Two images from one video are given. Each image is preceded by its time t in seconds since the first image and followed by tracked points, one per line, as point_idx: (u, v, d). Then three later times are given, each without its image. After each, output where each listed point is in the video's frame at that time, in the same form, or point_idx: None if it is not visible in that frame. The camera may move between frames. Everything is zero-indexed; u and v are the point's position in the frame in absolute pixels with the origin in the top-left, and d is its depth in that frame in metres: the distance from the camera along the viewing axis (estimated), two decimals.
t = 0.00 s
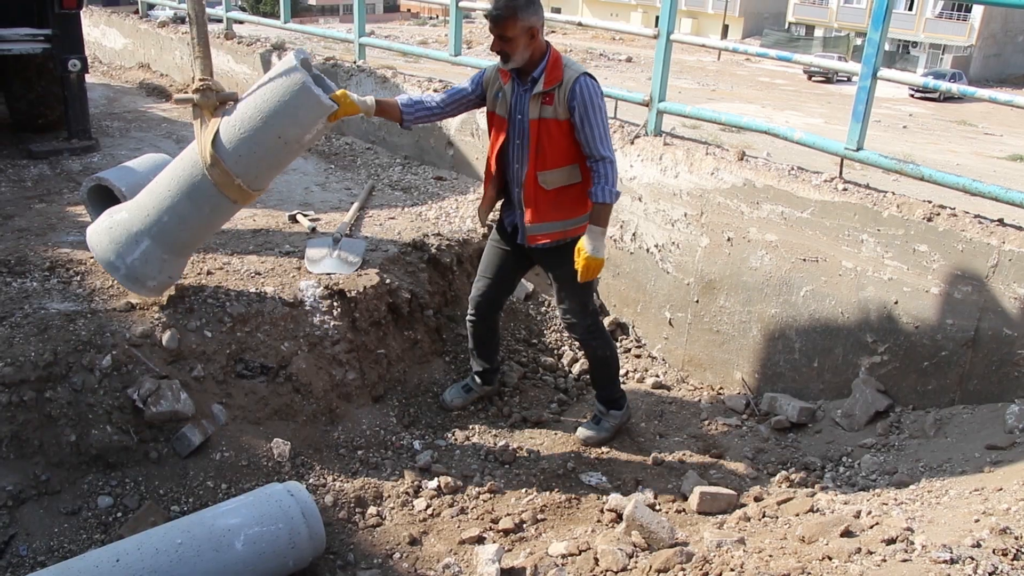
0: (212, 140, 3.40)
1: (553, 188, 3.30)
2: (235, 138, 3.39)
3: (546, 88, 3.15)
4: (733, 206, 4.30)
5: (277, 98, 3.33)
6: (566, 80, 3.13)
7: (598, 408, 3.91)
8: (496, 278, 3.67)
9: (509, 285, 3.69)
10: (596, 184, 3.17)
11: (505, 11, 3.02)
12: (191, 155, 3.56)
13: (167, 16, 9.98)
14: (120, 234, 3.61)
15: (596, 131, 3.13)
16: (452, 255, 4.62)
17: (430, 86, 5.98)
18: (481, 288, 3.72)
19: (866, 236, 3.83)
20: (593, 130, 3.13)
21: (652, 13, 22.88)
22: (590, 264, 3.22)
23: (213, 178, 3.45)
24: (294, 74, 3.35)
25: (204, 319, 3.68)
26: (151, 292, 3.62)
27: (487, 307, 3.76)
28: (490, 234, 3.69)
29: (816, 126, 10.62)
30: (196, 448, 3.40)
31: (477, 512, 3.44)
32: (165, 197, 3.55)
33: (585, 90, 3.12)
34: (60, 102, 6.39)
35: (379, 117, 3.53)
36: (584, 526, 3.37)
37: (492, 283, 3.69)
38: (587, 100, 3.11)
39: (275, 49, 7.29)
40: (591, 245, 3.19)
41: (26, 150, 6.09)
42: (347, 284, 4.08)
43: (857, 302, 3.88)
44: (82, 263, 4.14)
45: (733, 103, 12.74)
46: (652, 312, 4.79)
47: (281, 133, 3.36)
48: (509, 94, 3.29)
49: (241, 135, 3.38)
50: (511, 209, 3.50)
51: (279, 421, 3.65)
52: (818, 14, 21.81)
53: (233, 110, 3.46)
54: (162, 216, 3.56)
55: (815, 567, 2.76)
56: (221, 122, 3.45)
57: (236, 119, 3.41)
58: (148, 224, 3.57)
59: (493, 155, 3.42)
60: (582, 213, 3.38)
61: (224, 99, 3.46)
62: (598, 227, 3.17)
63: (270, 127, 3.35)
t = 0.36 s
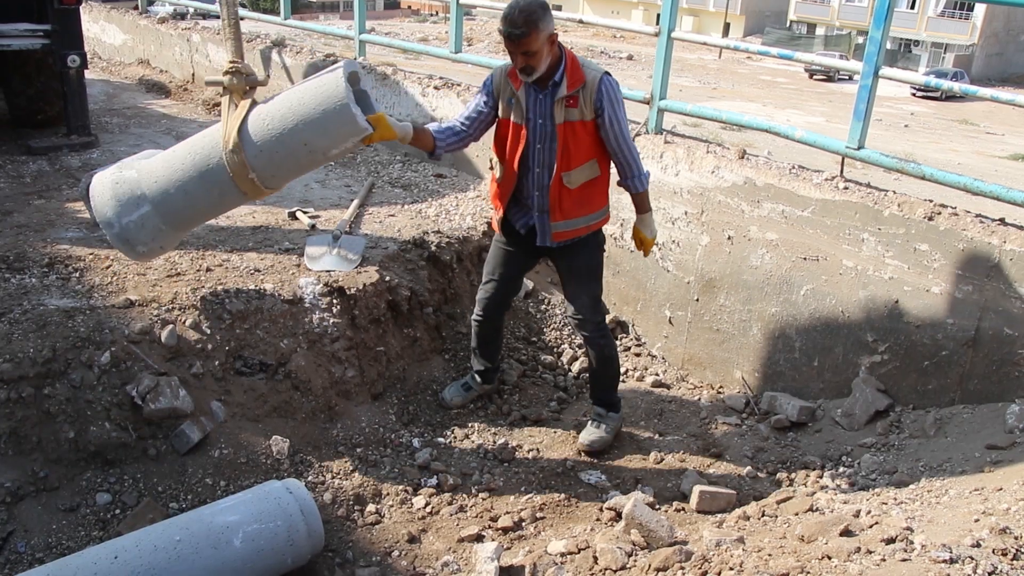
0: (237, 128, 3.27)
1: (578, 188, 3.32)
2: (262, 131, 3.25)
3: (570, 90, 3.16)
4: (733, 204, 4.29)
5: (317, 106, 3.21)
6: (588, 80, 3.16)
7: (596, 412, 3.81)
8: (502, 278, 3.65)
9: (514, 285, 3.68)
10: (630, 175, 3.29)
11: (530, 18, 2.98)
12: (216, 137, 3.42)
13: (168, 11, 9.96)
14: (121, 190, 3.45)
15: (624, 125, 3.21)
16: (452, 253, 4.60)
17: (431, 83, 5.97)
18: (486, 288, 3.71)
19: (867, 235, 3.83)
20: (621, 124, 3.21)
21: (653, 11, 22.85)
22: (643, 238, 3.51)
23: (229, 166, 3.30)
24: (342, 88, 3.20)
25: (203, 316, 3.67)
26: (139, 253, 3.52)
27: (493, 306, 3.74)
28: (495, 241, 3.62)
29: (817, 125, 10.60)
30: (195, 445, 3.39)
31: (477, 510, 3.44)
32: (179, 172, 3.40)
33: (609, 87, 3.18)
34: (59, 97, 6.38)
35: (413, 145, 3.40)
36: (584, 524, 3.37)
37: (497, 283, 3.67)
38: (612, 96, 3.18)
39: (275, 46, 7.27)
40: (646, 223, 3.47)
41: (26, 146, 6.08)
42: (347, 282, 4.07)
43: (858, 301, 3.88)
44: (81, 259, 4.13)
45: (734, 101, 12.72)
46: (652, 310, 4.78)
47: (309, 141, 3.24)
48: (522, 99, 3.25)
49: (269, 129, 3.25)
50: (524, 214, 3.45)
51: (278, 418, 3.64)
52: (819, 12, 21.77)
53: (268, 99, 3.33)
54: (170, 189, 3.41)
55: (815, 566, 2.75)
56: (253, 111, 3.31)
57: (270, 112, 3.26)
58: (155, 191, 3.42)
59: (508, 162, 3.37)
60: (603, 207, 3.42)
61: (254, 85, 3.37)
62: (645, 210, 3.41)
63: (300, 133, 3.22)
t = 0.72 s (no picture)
0: (290, 138, 3.16)
1: (617, 207, 3.29)
2: (316, 138, 3.16)
3: (616, 107, 3.13)
4: (733, 205, 4.29)
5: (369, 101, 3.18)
6: (640, 100, 3.12)
7: (592, 424, 3.78)
8: (537, 292, 3.64)
9: (549, 300, 3.68)
10: (670, 204, 3.22)
11: (584, 32, 2.97)
12: (261, 150, 3.30)
13: (166, 13, 9.97)
14: (177, 225, 3.27)
15: (672, 151, 3.14)
16: (452, 254, 4.58)
17: (430, 85, 5.97)
18: (518, 301, 3.70)
19: (866, 236, 3.83)
20: (669, 149, 3.14)
21: (652, 13, 22.86)
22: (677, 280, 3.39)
23: (287, 177, 3.21)
24: (385, 78, 3.22)
25: (203, 318, 3.67)
26: (204, 284, 3.34)
27: (523, 316, 3.73)
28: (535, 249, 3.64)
29: (816, 125, 10.59)
30: (195, 447, 3.39)
31: (476, 511, 3.44)
32: (234, 191, 3.26)
33: (662, 110, 3.12)
34: (58, 99, 6.38)
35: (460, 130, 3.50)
36: (583, 525, 3.37)
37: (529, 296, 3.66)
38: (663, 120, 3.11)
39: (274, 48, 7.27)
40: (681, 264, 3.35)
41: (25, 148, 6.08)
42: (347, 283, 4.07)
43: (857, 302, 3.88)
44: (80, 261, 4.13)
45: (733, 102, 12.72)
46: (651, 311, 4.77)
47: (364, 139, 3.19)
48: (572, 108, 3.28)
49: (322, 134, 3.16)
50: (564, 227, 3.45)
51: (277, 420, 3.64)
52: (818, 13, 21.78)
53: (313, 106, 3.23)
54: (227, 210, 3.26)
55: (814, 567, 2.75)
56: (299, 119, 3.21)
57: (319, 117, 3.18)
58: (213, 214, 3.27)
59: (555, 173, 3.38)
60: (645, 230, 3.38)
61: (297, 95, 3.19)
62: (680, 246, 3.31)
63: (355, 132, 3.17)
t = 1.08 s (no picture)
0: (345, 133, 3.13)
1: (625, 213, 3.26)
2: (372, 131, 3.14)
3: (639, 111, 3.11)
4: (730, 201, 4.30)
5: (415, 87, 3.18)
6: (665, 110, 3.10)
7: (591, 421, 3.78)
8: (542, 288, 3.63)
9: (554, 299, 3.68)
10: (676, 220, 3.16)
11: (617, 33, 2.96)
12: (314, 152, 3.27)
13: (163, 12, 9.95)
14: (246, 239, 3.21)
15: (686, 166, 3.10)
16: (449, 251, 4.58)
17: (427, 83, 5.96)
18: (523, 297, 3.70)
19: (864, 231, 3.84)
20: (684, 164, 3.10)
21: (649, 9, 22.84)
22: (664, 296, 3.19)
23: (347, 174, 3.17)
24: (425, 61, 3.22)
25: (201, 317, 3.67)
26: (280, 293, 3.28)
27: (529, 313, 3.72)
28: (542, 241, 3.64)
29: (814, 121, 10.59)
30: (193, 446, 3.39)
31: (475, 509, 3.44)
32: (294, 194, 3.22)
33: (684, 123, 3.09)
34: (55, 99, 6.36)
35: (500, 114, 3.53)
36: (582, 522, 3.37)
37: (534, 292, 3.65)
38: (684, 133, 3.08)
39: (271, 46, 7.26)
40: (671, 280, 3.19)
41: (22, 148, 6.07)
42: (345, 281, 4.07)
43: (855, 297, 3.88)
44: (78, 261, 4.13)
45: (730, 98, 12.71)
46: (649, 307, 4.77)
47: (417, 124, 3.19)
48: (600, 106, 3.28)
49: (377, 128, 3.14)
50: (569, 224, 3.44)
51: (276, 419, 3.64)
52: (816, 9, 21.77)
53: (361, 102, 3.21)
54: (292, 215, 3.22)
55: (813, 562, 2.76)
56: (350, 116, 3.19)
57: (371, 110, 3.17)
58: (277, 221, 3.22)
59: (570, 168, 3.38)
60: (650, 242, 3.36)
61: (346, 91, 3.17)
62: (677, 263, 3.20)
63: (408, 118, 3.17)
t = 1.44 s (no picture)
0: (381, 139, 3.16)
1: (632, 219, 3.26)
2: (407, 138, 3.18)
3: (657, 118, 3.11)
4: (729, 202, 4.30)
5: (452, 96, 3.19)
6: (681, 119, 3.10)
7: (590, 422, 3.78)
8: (543, 289, 3.62)
9: (555, 301, 3.66)
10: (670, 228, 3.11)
11: (643, 37, 2.96)
12: (351, 155, 3.30)
13: (162, 14, 9.96)
14: (278, 240, 3.30)
15: (692, 177, 3.10)
16: (448, 253, 4.57)
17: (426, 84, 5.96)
18: (523, 298, 3.69)
19: (862, 232, 3.84)
20: (691, 175, 3.10)
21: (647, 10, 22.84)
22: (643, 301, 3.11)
23: (380, 180, 3.21)
24: (463, 67, 3.22)
25: (199, 319, 3.67)
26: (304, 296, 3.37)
27: (530, 314, 3.70)
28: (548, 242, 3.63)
29: (813, 122, 10.59)
30: (192, 448, 3.39)
31: (474, 510, 3.43)
32: (326, 199, 3.27)
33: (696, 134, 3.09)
34: (53, 101, 6.36)
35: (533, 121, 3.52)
36: (581, 523, 3.37)
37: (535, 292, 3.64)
38: (696, 143, 3.08)
39: (269, 48, 7.26)
40: (650, 286, 3.10)
41: (20, 150, 6.06)
42: (344, 283, 4.07)
43: (854, 298, 3.88)
44: (76, 263, 4.13)
45: (729, 99, 12.71)
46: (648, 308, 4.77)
47: (453, 131, 3.21)
48: (618, 110, 3.28)
49: (413, 135, 3.18)
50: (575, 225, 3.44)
51: (275, 420, 3.64)
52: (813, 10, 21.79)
53: (398, 107, 3.24)
54: (325, 219, 3.28)
55: (812, 563, 2.76)
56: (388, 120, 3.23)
57: (406, 117, 3.20)
58: (310, 225, 3.28)
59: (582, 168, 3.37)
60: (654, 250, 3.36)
61: (382, 95, 3.19)
62: (662, 270, 3.11)
63: (443, 126, 3.19)
